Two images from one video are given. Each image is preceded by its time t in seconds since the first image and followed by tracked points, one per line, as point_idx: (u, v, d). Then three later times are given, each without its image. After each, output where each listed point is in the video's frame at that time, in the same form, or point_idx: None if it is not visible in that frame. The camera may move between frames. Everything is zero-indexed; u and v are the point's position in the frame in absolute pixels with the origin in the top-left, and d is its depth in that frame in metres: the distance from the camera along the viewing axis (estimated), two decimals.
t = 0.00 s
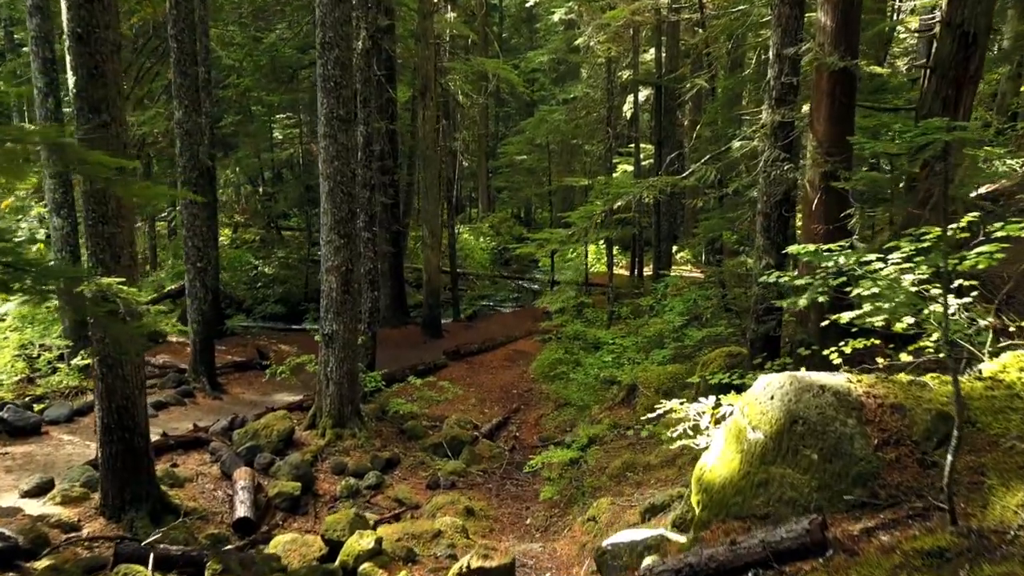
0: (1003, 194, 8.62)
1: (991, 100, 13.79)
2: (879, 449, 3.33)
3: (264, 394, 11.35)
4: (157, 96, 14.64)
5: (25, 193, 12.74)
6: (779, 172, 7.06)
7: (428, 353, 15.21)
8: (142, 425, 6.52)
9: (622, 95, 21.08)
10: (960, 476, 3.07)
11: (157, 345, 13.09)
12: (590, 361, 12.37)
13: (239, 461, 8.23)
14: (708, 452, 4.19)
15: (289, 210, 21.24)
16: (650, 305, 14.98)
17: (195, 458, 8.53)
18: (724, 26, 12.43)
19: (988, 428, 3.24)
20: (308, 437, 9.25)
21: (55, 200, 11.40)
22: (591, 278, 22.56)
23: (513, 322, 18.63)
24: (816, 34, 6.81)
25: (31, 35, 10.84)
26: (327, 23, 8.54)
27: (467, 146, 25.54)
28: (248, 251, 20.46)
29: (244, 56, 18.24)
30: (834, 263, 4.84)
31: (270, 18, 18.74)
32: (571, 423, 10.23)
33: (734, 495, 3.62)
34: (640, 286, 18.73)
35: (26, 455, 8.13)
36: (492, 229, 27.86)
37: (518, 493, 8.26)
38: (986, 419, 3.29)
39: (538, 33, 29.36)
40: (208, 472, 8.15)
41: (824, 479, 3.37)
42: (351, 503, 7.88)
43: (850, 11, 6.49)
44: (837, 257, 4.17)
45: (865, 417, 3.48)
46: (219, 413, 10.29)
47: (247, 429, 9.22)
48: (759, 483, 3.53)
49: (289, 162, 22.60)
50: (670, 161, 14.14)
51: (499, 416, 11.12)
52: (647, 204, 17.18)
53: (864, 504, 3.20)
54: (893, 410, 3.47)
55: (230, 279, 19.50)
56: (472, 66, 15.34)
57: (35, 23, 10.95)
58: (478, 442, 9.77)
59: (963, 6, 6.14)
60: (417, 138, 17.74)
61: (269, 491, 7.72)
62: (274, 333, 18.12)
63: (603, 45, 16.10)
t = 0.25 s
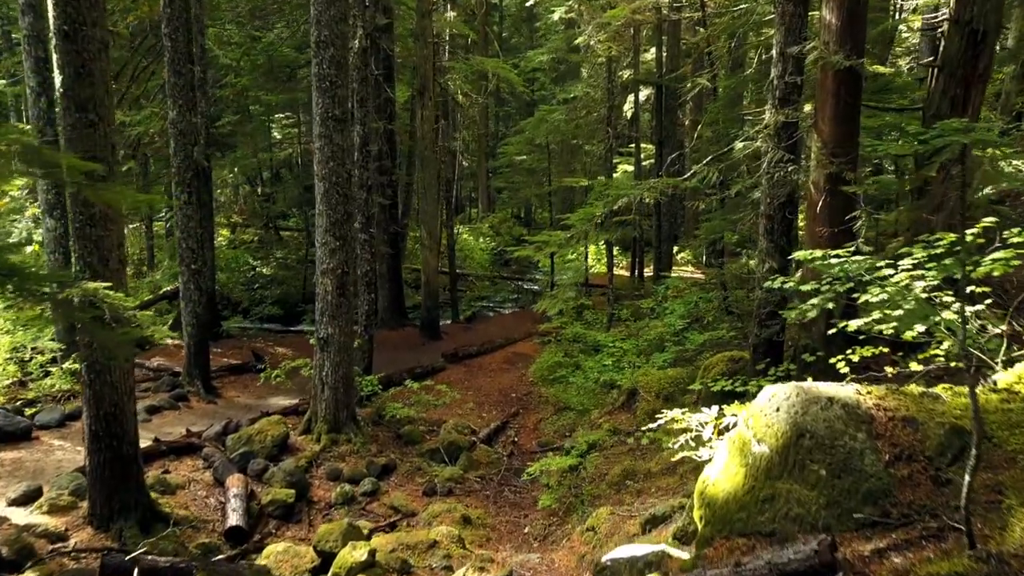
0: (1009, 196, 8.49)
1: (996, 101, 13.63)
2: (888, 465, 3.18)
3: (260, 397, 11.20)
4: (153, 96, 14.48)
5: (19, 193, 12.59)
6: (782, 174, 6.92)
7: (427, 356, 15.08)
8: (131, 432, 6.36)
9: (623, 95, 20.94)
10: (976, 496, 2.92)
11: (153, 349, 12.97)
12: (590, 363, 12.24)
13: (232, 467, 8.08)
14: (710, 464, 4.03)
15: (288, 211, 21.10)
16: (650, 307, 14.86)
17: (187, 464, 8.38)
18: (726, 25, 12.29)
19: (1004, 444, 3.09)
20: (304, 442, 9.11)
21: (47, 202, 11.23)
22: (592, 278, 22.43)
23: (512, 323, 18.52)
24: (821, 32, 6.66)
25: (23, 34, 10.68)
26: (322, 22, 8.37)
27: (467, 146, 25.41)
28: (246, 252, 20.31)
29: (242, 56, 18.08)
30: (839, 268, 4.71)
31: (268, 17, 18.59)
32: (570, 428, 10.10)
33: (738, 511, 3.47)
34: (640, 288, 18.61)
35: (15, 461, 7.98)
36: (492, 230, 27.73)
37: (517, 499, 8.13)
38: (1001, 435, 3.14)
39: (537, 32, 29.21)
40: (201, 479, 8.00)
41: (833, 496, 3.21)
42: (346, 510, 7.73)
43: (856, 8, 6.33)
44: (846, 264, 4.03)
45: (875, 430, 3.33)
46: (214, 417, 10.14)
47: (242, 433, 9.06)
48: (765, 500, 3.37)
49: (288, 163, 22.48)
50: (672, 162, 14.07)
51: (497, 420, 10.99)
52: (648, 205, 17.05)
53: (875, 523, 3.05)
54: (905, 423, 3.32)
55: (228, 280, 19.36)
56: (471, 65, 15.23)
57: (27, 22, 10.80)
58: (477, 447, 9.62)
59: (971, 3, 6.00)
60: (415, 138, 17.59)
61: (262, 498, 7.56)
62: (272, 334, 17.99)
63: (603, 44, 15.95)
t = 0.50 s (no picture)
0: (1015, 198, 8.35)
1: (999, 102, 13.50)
2: (900, 483, 3.05)
3: (254, 402, 11.07)
4: (148, 96, 14.33)
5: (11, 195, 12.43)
6: (785, 176, 6.78)
7: (425, 359, 14.95)
8: (120, 440, 6.23)
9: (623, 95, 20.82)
10: (994, 518, 2.79)
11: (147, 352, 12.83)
12: (589, 367, 12.12)
13: (224, 475, 7.94)
14: (712, 478, 3.83)
15: (285, 212, 20.95)
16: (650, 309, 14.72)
17: (179, 471, 8.24)
18: (727, 24, 12.14)
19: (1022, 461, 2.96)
20: (298, 448, 8.97)
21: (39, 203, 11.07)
22: (591, 280, 22.30)
23: (510, 325, 18.39)
24: (824, 31, 6.51)
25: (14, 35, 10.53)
26: (317, 21, 8.22)
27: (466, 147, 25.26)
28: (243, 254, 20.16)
29: (239, 56, 17.93)
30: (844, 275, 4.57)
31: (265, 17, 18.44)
32: (569, 433, 9.97)
33: (742, 528, 3.30)
34: (640, 290, 18.48)
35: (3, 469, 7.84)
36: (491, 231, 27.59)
37: (515, 507, 8.00)
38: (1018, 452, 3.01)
39: (537, 32, 29.07)
40: (193, 486, 7.85)
41: (842, 515, 3.07)
42: (341, 518, 7.59)
43: (861, 6, 6.18)
44: (853, 271, 3.90)
45: (886, 445, 3.18)
46: (208, 422, 9.99)
47: (235, 439, 8.91)
48: (770, 517, 3.21)
49: (286, 164, 22.33)
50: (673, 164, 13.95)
51: (496, 425, 10.87)
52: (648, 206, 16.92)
53: (887, 544, 2.92)
54: (916, 438, 3.18)
55: (225, 282, 19.21)
56: (469, 65, 15.10)
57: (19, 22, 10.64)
58: (474, 453, 9.49)
59: (979, 2, 5.87)
60: (413, 139, 17.45)
61: (255, 506, 7.42)
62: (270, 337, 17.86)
63: (603, 44, 15.80)
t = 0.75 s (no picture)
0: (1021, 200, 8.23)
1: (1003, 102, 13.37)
2: (912, 500, 2.93)
3: (250, 406, 10.94)
4: (143, 96, 14.18)
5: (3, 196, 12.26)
6: (788, 179, 6.65)
7: (423, 362, 14.83)
8: (109, 448, 6.10)
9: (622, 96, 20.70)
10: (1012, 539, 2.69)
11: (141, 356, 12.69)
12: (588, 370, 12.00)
13: (218, 481, 7.80)
14: (715, 492, 3.67)
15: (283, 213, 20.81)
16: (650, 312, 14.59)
17: (172, 477, 8.11)
18: (728, 24, 12.01)
19: None
20: (294, 454, 8.84)
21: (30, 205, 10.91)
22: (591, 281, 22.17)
23: (509, 327, 18.27)
24: (828, 30, 6.38)
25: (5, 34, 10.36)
26: (312, 20, 8.09)
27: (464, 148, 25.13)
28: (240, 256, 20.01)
29: (236, 56, 17.80)
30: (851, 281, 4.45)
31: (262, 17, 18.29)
32: (568, 437, 9.84)
33: (747, 543, 3.13)
34: (640, 292, 18.35)
35: None
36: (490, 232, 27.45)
37: (513, 514, 7.87)
38: None
39: (536, 33, 28.95)
40: (186, 493, 7.71)
41: (851, 533, 2.95)
42: (337, 525, 7.45)
43: (866, 5, 6.06)
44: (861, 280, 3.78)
45: (897, 461, 3.07)
46: (202, 427, 9.85)
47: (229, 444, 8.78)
48: (775, 535, 3.08)
49: (283, 165, 22.19)
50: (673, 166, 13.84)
51: (494, 429, 10.75)
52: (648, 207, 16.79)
53: (899, 565, 2.80)
54: (928, 453, 3.07)
55: (222, 284, 19.07)
56: (468, 66, 14.97)
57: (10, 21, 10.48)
58: (472, 458, 9.36)
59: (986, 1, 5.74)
60: (411, 140, 17.32)
61: (249, 514, 7.28)
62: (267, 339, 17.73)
63: (603, 44, 15.66)
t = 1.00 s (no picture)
0: None
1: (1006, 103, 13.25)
2: (926, 520, 2.78)
3: (245, 411, 10.80)
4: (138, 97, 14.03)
5: None
6: (791, 181, 6.52)
7: (420, 365, 14.69)
8: (96, 457, 5.96)
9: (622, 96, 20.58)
10: None
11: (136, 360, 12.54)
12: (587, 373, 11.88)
13: (210, 489, 7.65)
14: (717, 508, 3.52)
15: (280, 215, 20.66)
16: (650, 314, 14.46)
17: (164, 484, 7.97)
18: (729, 23, 11.87)
19: None
20: (288, 460, 8.70)
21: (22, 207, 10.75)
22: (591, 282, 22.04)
23: (508, 330, 18.14)
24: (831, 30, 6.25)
25: None
26: (306, 20, 7.96)
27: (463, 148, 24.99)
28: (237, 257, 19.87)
29: (233, 56, 17.63)
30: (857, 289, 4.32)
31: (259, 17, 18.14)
32: (567, 443, 9.71)
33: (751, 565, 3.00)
34: (639, 294, 18.22)
35: None
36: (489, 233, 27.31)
37: (511, 522, 7.73)
38: None
39: (535, 33, 28.83)
40: (177, 501, 7.57)
41: (861, 554, 2.79)
42: (331, 534, 7.31)
43: (871, 3, 5.92)
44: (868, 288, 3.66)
45: (909, 478, 2.91)
46: (195, 433, 9.71)
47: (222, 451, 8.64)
48: (781, 556, 2.93)
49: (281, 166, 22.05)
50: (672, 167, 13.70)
51: (492, 434, 10.61)
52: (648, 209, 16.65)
53: None
54: (942, 470, 2.93)
55: (219, 286, 18.92)
56: (466, 66, 14.83)
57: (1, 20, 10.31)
58: (469, 464, 9.22)
59: None
60: (409, 140, 17.16)
61: (241, 523, 7.14)
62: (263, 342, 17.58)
63: (602, 45, 15.51)
